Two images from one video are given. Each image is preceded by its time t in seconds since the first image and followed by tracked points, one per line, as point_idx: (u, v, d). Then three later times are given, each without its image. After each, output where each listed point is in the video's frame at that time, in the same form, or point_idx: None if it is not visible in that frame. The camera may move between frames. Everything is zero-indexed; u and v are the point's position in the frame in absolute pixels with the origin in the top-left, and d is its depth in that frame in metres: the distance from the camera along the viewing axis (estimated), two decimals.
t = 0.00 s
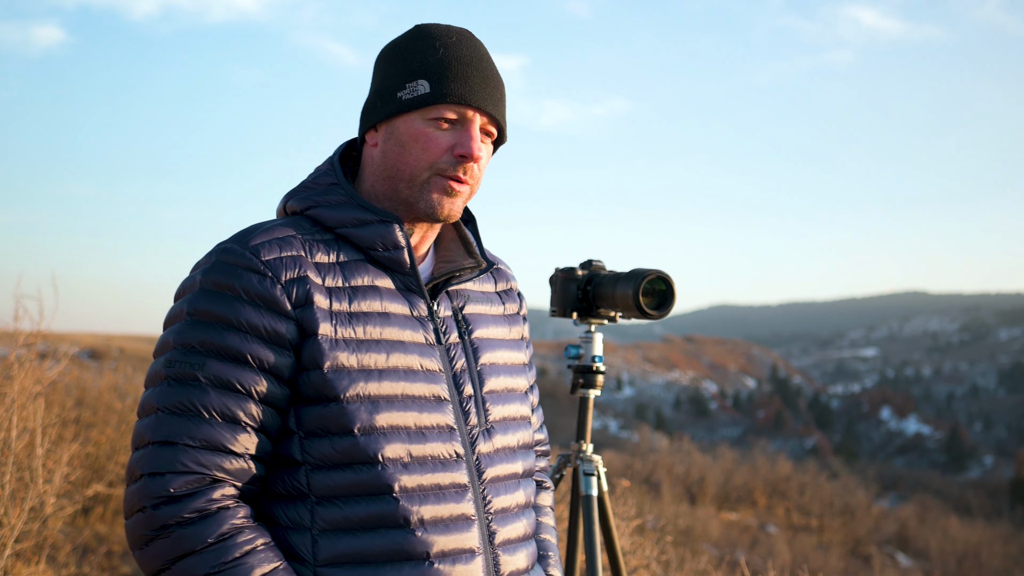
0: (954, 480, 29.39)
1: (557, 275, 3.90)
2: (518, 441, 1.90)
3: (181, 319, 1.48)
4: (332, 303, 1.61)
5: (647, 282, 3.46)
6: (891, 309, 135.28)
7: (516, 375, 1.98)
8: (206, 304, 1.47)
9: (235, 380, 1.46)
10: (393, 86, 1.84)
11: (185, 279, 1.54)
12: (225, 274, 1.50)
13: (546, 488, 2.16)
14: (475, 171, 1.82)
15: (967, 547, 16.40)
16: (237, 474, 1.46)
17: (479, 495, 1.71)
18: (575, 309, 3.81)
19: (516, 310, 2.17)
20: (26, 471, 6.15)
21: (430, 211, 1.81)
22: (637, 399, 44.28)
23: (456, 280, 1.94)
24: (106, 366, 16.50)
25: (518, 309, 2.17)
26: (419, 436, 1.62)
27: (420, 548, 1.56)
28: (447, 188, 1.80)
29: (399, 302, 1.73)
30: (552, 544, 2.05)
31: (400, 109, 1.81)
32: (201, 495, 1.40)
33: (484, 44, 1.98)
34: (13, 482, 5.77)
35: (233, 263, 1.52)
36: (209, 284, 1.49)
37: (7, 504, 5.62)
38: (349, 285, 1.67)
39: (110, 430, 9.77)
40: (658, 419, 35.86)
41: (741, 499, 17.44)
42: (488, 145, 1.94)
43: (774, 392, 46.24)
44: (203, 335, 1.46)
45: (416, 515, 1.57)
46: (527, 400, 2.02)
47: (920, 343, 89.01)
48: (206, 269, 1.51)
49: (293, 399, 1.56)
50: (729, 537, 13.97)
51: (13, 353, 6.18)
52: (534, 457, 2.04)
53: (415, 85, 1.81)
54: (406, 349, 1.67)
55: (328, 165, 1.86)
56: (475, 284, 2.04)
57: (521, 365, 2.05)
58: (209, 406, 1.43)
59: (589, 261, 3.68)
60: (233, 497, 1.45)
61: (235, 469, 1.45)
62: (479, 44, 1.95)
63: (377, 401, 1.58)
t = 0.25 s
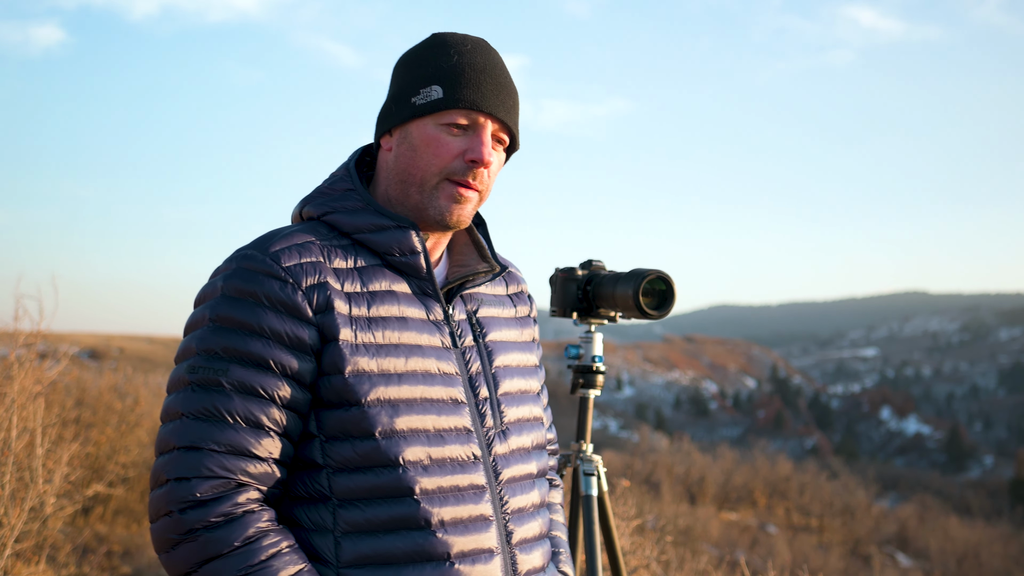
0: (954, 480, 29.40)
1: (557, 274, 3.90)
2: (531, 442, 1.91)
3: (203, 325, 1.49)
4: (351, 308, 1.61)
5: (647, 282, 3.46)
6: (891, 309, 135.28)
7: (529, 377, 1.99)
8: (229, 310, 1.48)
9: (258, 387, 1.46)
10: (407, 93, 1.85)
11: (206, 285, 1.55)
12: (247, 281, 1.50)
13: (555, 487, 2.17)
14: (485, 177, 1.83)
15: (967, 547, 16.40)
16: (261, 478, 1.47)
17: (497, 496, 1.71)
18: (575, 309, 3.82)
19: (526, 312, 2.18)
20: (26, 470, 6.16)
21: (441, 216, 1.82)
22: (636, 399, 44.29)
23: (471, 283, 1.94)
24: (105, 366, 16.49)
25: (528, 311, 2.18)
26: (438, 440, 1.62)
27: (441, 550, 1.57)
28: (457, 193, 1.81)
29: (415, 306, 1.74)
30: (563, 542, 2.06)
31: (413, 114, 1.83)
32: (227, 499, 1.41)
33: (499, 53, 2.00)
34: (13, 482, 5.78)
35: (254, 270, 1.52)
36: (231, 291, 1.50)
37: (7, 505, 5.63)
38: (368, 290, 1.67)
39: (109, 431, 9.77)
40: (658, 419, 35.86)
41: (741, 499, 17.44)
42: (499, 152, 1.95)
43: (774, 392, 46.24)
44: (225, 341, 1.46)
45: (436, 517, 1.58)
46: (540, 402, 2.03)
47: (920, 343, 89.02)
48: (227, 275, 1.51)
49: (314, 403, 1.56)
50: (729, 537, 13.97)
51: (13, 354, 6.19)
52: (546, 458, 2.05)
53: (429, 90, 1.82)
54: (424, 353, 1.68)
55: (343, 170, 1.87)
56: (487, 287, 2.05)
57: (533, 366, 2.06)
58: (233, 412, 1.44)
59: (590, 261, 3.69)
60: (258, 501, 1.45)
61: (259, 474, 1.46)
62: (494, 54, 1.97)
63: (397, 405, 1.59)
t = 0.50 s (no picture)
0: (954, 480, 29.40)
1: (557, 274, 3.90)
2: (544, 445, 1.91)
3: (221, 334, 1.49)
4: (367, 316, 1.62)
5: (647, 282, 3.46)
6: (890, 308, 135.27)
7: (540, 380, 2.00)
8: (246, 319, 1.48)
9: (276, 396, 1.46)
10: (422, 102, 1.86)
11: (222, 293, 1.54)
12: (264, 290, 1.50)
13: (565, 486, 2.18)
14: (497, 189, 1.83)
15: (967, 547, 16.41)
16: (280, 485, 1.47)
17: (511, 499, 1.72)
18: (575, 309, 3.82)
19: (536, 314, 2.18)
20: (26, 470, 6.16)
21: (453, 226, 1.82)
22: (636, 399, 44.28)
23: (482, 288, 1.95)
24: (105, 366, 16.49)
25: (538, 313, 2.19)
26: (453, 445, 1.63)
27: (457, 554, 1.58)
28: (469, 204, 1.81)
29: (429, 312, 1.74)
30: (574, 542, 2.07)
31: (428, 123, 1.83)
32: (248, 507, 1.41)
33: (515, 65, 2.00)
34: (13, 482, 5.79)
35: (270, 278, 1.52)
36: (248, 299, 1.50)
37: (8, 505, 5.64)
38: (382, 297, 1.67)
39: (109, 430, 9.77)
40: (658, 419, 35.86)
41: (741, 498, 17.43)
42: (513, 164, 1.95)
43: (774, 392, 46.25)
44: (243, 350, 1.46)
45: (452, 521, 1.58)
46: (550, 405, 2.04)
47: (920, 343, 89.02)
48: (244, 284, 1.51)
49: (330, 410, 1.57)
50: (729, 537, 13.96)
51: (13, 354, 6.19)
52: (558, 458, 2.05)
53: (445, 100, 1.83)
54: (438, 359, 1.68)
55: (355, 177, 1.87)
56: (498, 291, 2.05)
57: (543, 369, 2.07)
58: (252, 421, 1.44)
59: (589, 260, 3.69)
60: (277, 508, 1.46)
61: (278, 481, 1.46)
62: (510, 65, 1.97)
63: (413, 411, 1.59)
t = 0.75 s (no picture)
0: (954, 480, 29.38)
1: (557, 274, 3.90)
2: (547, 445, 1.91)
3: (223, 334, 1.49)
4: (369, 317, 1.62)
5: (647, 282, 3.46)
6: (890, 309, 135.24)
7: (543, 380, 2.00)
8: (249, 319, 1.48)
9: (278, 396, 1.47)
10: (425, 103, 1.86)
11: (225, 292, 1.55)
12: (266, 289, 1.50)
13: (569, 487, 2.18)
14: (499, 193, 1.83)
15: (967, 547, 16.40)
16: (281, 485, 1.47)
17: (513, 500, 1.72)
18: (575, 309, 3.82)
19: (541, 314, 2.18)
20: (26, 470, 6.16)
21: (454, 228, 1.82)
22: (637, 399, 44.27)
23: (486, 289, 1.95)
24: (104, 365, 16.49)
25: (542, 314, 2.18)
26: (455, 445, 1.63)
27: (458, 555, 1.57)
28: (470, 207, 1.81)
29: (432, 312, 1.74)
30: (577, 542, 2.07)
31: (431, 125, 1.83)
32: (248, 507, 1.41)
33: (520, 68, 2.00)
34: (13, 482, 5.79)
35: (272, 279, 1.52)
36: (250, 299, 1.50)
37: (8, 504, 5.64)
38: (385, 297, 1.67)
39: (109, 430, 9.77)
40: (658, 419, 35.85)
41: (741, 498, 17.42)
42: (515, 167, 1.95)
43: (774, 392, 46.25)
44: (245, 350, 1.46)
45: (453, 522, 1.58)
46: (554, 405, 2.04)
47: (920, 343, 89.01)
48: (247, 284, 1.51)
49: (332, 410, 1.57)
50: (729, 537, 13.95)
51: (13, 353, 6.19)
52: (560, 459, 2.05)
53: (447, 103, 1.83)
54: (440, 360, 1.68)
55: (359, 177, 1.87)
56: (502, 291, 2.05)
57: (547, 369, 2.07)
58: (253, 421, 1.44)
59: (590, 261, 3.69)
60: (278, 508, 1.46)
61: (279, 481, 1.46)
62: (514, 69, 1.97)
63: (415, 412, 1.59)
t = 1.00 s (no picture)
0: (954, 480, 29.37)
1: (557, 274, 3.90)
2: (538, 442, 1.90)
3: (206, 324, 1.48)
4: (355, 308, 1.61)
5: (647, 281, 3.46)
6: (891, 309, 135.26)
7: (536, 376, 1.99)
8: (232, 310, 1.47)
9: (260, 385, 1.46)
10: (417, 102, 1.85)
11: (210, 283, 1.54)
12: (250, 279, 1.50)
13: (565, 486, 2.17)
14: (484, 198, 1.82)
15: (967, 547, 16.40)
16: (262, 476, 1.46)
17: (501, 496, 1.71)
18: (575, 309, 3.81)
19: (536, 310, 2.17)
20: (26, 470, 6.16)
21: (439, 229, 1.82)
22: (637, 399, 44.28)
23: (477, 283, 1.94)
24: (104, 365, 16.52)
25: (538, 310, 2.17)
26: (442, 439, 1.62)
27: (443, 549, 1.57)
28: (456, 210, 1.80)
29: (421, 305, 1.74)
30: (570, 541, 2.06)
31: (420, 125, 1.82)
32: (229, 497, 1.41)
33: (519, 69, 1.97)
34: (13, 482, 5.79)
35: (257, 269, 1.52)
36: (234, 289, 1.49)
37: (7, 504, 5.63)
38: (372, 289, 1.67)
39: (110, 431, 9.77)
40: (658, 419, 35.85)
41: (741, 498, 17.43)
42: (505, 171, 1.93)
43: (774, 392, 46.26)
44: (228, 340, 1.46)
45: (439, 516, 1.58)
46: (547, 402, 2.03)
47: (920, 343, 89.03)
48: (231, 274, 1.51)
49: (317, 401, 1.56)
50: (729, 537, 13.96)
51: (13, 353, 6.20)
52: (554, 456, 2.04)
53: (437, 103, 1.82)
54: (428, 352, 1.68)
55: (349, 170, 1.86)
56: (495, 286, 2.04)
57: (540, 365, 2.06)
58: (235, 410, 1.44)
59: (590, 260, 3.68)
60: (260, 499, 1.45)
61: (260, 471, 1.46)
62: (511, 70, 1.94)
63: (401, 404, 1.59)
